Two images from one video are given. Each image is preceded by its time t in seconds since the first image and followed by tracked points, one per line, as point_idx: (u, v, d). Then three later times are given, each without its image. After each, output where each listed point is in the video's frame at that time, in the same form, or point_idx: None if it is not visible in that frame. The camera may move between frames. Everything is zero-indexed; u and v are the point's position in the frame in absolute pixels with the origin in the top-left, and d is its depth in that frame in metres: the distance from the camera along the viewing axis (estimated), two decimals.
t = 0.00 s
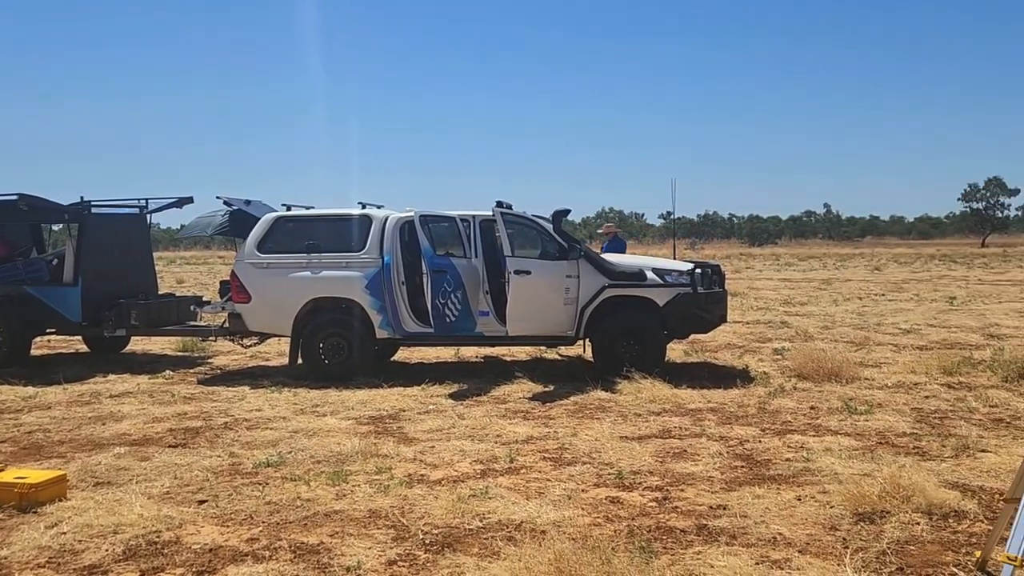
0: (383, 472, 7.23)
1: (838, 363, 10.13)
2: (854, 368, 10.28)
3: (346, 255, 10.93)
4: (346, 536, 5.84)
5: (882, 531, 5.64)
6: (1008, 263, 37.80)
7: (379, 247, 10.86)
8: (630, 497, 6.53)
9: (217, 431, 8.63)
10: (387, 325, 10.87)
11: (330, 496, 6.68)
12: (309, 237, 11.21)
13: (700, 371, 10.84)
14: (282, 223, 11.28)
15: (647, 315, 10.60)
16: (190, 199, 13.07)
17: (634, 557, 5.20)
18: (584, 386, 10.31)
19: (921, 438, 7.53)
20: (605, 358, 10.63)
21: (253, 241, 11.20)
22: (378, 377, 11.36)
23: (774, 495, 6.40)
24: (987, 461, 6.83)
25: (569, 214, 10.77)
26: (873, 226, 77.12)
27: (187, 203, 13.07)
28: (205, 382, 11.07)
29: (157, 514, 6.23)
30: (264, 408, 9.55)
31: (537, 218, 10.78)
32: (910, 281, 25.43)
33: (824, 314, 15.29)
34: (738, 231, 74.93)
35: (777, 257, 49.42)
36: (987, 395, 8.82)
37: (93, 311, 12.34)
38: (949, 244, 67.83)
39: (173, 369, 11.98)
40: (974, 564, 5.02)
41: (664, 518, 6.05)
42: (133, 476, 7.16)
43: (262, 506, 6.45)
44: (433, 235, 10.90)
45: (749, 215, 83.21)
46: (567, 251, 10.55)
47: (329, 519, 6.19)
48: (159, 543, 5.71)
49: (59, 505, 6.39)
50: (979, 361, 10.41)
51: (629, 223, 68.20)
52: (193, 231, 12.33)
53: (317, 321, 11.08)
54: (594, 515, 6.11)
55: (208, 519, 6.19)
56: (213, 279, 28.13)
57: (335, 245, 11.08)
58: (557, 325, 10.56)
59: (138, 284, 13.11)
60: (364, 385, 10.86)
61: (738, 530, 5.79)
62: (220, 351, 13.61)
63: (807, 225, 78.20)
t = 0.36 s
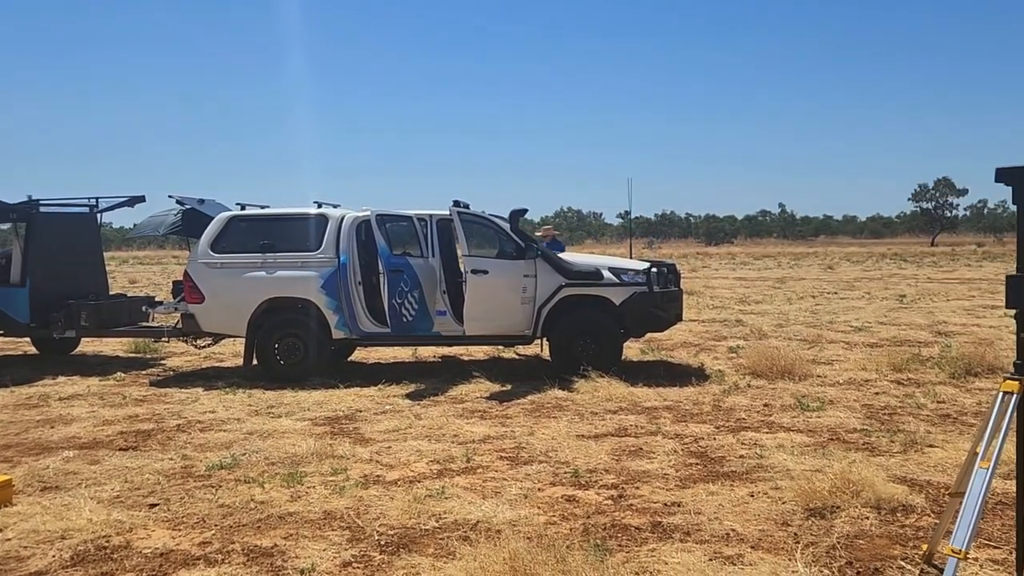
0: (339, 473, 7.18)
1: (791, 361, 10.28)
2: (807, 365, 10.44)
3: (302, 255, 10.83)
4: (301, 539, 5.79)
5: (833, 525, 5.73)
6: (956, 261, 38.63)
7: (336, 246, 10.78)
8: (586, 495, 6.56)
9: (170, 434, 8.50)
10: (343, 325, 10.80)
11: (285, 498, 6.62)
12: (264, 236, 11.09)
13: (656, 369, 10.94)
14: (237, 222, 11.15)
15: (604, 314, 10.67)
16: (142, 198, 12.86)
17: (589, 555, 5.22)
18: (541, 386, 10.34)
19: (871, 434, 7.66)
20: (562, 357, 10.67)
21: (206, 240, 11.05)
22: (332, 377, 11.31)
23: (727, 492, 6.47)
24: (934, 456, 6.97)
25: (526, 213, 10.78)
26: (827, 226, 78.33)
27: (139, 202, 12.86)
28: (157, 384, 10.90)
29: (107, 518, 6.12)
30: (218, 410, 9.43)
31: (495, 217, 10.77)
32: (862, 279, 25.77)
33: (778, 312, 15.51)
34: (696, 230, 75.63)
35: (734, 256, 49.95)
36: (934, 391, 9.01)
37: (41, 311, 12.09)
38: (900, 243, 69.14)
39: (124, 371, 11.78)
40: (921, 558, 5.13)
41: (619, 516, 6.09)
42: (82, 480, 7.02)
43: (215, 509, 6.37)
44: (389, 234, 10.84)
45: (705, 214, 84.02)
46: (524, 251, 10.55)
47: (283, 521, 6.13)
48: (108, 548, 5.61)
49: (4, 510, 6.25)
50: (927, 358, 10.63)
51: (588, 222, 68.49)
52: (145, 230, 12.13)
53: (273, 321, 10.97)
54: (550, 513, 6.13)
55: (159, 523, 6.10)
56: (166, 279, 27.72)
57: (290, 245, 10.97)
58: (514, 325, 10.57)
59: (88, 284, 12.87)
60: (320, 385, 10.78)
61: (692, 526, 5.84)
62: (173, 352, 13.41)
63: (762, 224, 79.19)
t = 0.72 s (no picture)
0: (292, 474, 7.11)
1: (744, 357, 10.40)
2: (759, 361, 10.56)
3: (256, 253, 10.70)
4: (252, 540, 5.72)
5: (783, 520, 5.81)
6: (906, 258, 39.40)
7: (290, 244, 10.66)
8: (541, 493, 6.57)
9: (119, 435, 8.34)
10: (297, 324, 10.70)
11: (236, 499, 6.53)
12: (216, 234, 10.94)
13: (612, 366, 11.01)
14: (188, 219, 10.98)
15: (560, 312, 10.69)
16: (90, 195, 12.61)
17: (543, 552, 5.23)
18: (498, 383, 10.34)
19: (821, 429, 7.78)
20: (518, 355, 10.67)
21: (157, 238, 10.86)
22: (289, 377, 11.19)
23: (681, 488, 6.53)
24: (882, 450, 7.10)
25: (482, 210, 10.75)
26: (780, 224, 79.39)
27: (88, 200, 12.61)
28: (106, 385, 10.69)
29: (52, 522, 5.99)
30: (169, 411, 9.28)
31: (451, 214, 10.71)
32: (816, 276, 25.98)
33: (732, 309, 15.67)
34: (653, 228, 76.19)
35: (690, 253, 50.43)
36: (883, 386, 9.18)
37: None
38: (852, 241, 70.33)
39: (72, 371, 11.54)
40: (868, 550, 5.22)
41: (573, 513, 6.11)
42: (27, 483, 6.87)
43: (164, 511, 6.27)
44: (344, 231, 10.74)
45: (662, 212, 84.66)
46: (480, 248, 10.53)
47: (235, 523, 6.05)
48: (54, 553, 5.49)
49: None
50: (876, 353, 10.81)
51: (546, 220, 68.64)
52: (93, 228, 11.90)
53: (225, 319, 10.82)
54: (504, 511, 6.13)
55: (106, 526, 5.98)
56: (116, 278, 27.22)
57: (242, 243, 10.83)
58: (471, 322, 10.54)
59: (35, 283, 12.59)
60: (274, 385, 10.66)
61: (646, 522, 5.88)
62: (123, 352, 13.18)
63: (718, 222, 80.02)
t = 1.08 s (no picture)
0: (242, 474, 7.01)
1: (697, 353, 10.49)
2: (712, 357, 10.66)
3: (207, 250, 10.53)
4: (199, 542, 5.63)
5: (733, 513, 5.86)
6: (857, 255, 40.03)
7: (241, 241, 10.52)
8: (494, 490, 6.56)
9: (64, 436, 8.17)
10: (249, 321, 10.57)
11: (184, 500, 6.43)
12: (165, 230, 10.75)
13: (566, 362, 11.05)
14: (137, 216, 10.78)
15: (515, 308, 10.69)
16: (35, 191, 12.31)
17: (495, 550, 5.23)
18: (453, 381, 10.31)
19: (772, 423, 7.87)
20: (473, 352, 10.65)
21: (104, 234, 10.64)
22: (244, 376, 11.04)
23: (633, 483, 6.56)
24: (830, 444, 7.21)
25: (437, 207, 10.71)
26: (735, 220, 80.26)
27: (32, 196, 12.31)
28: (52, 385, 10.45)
29: None
30: (116, 411, 9.10)
31: (405, 211, 10.66)
32: (768, 273, 26.34)
33: (687, 305, 15.80)
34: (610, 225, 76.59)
35: (646, 249, 50.77)
36: (832, 380, 9.32)
37: None
38: (805, 237, 71.33)
39: (17, 371, 11.27)
40: (816, 543, 5.29)
41: (526, 510, 6.11)
42: None
43: (110, 513, 6.15)
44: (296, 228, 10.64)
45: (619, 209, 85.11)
46: (435, 245, 10.49)
47: (182, 524, 5.95)
48: None
49: None
50: (826, 348, 10.98)
51: (503, 217, 68.62)
52: (38, 224, 11.63)
53: (175, 318, 10.64)
54: (457, 509, 6.11)
55: (49, 530, 5.85)
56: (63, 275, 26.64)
57: (193, 239, 10.67)
58: (425, 319, 10.50)
59: None
60: (225, 384, 10.51)
61: (598, 518, 5.90)
62: (70, 351, 12.91)
63: (674, 219, 80.67)
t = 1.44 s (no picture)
0: (189, 473, 6.90)
1: (650, 348, 10.54)
2: (665, 352, 10.73)
3: (156, 245, 10.35)
4: (143, 543, 5.53)
5: (682, 507, 5.89)
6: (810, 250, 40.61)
7: (191, 236, 10.34)
8: (445, 487, 6.53)
9: (5, 436, 7.96)
10: (198, 318, 10.40)
11: (129, 501, 6.30)
12: (112, 226, 10.53)
13: (521, 358, 11.05)
14: (82, 210, 10.54)
15: (469, 304, 10.66)
16: None
17: (444, 547, 5.20)
18: (406, 377, 10.25)
19: (723, 417, 7.94)
20: (427, 348, 10.60)
21: (47, 230, 10.39)
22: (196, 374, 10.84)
23: (584, 478, 6.57)
24: (779, 437, 7.29)
25: (391, 202, 10.63)
26: (692, 217, 80.97)
27: None
28: None
29: None
30: (60, 410, 8.90)
31: (358, 206, 10.57)
32: (722, 268, 26.63)
33: (642, 301, 15.88)
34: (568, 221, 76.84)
35: (603, 245, 50.98)
36: (783, 375, 9.43)
37: None
38: (759, 233, 72.19)
39: None
40: (762, 535, 5.34)
41: (477, 506, 6.08)
42: None
43: (51, 515, 6.00)
44: (246, 223, 10.48)
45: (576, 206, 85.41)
46: (388, 241, 10.41)
47: (125, 525, 5.84)
48: None
49: None
50: (778, 343, 11.10)
51: (462, 214, 68.50)
52: None
53: (122, 314, 10.44)
54: (407, 506, 6.07)
55: None
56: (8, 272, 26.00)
57: (140, 235, 10.46)
58: (379, 315, 10.42)
59: None
60: (174, 381, 10.34)
61: (548, 514, 5.89)
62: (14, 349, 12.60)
63: (632, 215, 81.17)
